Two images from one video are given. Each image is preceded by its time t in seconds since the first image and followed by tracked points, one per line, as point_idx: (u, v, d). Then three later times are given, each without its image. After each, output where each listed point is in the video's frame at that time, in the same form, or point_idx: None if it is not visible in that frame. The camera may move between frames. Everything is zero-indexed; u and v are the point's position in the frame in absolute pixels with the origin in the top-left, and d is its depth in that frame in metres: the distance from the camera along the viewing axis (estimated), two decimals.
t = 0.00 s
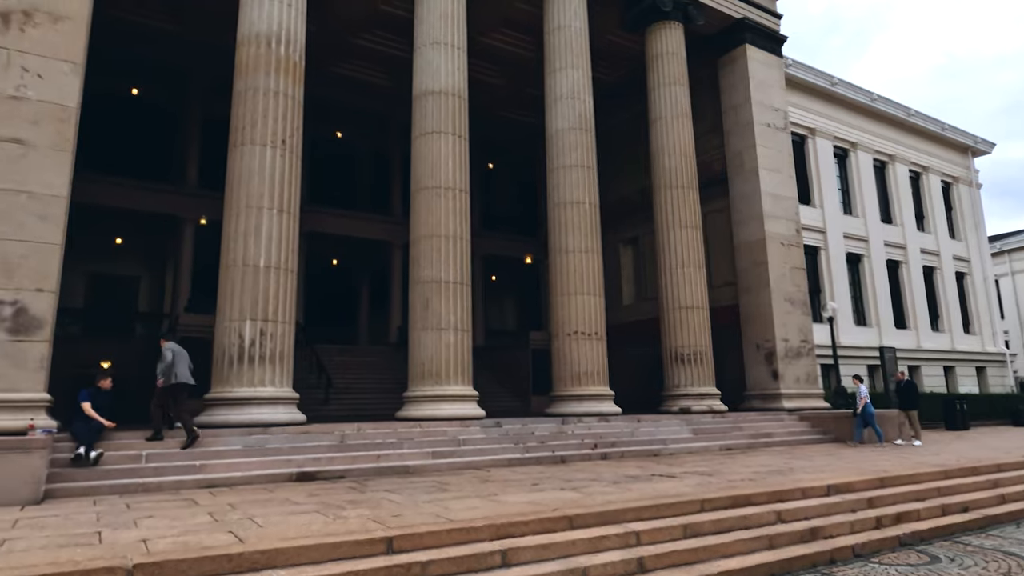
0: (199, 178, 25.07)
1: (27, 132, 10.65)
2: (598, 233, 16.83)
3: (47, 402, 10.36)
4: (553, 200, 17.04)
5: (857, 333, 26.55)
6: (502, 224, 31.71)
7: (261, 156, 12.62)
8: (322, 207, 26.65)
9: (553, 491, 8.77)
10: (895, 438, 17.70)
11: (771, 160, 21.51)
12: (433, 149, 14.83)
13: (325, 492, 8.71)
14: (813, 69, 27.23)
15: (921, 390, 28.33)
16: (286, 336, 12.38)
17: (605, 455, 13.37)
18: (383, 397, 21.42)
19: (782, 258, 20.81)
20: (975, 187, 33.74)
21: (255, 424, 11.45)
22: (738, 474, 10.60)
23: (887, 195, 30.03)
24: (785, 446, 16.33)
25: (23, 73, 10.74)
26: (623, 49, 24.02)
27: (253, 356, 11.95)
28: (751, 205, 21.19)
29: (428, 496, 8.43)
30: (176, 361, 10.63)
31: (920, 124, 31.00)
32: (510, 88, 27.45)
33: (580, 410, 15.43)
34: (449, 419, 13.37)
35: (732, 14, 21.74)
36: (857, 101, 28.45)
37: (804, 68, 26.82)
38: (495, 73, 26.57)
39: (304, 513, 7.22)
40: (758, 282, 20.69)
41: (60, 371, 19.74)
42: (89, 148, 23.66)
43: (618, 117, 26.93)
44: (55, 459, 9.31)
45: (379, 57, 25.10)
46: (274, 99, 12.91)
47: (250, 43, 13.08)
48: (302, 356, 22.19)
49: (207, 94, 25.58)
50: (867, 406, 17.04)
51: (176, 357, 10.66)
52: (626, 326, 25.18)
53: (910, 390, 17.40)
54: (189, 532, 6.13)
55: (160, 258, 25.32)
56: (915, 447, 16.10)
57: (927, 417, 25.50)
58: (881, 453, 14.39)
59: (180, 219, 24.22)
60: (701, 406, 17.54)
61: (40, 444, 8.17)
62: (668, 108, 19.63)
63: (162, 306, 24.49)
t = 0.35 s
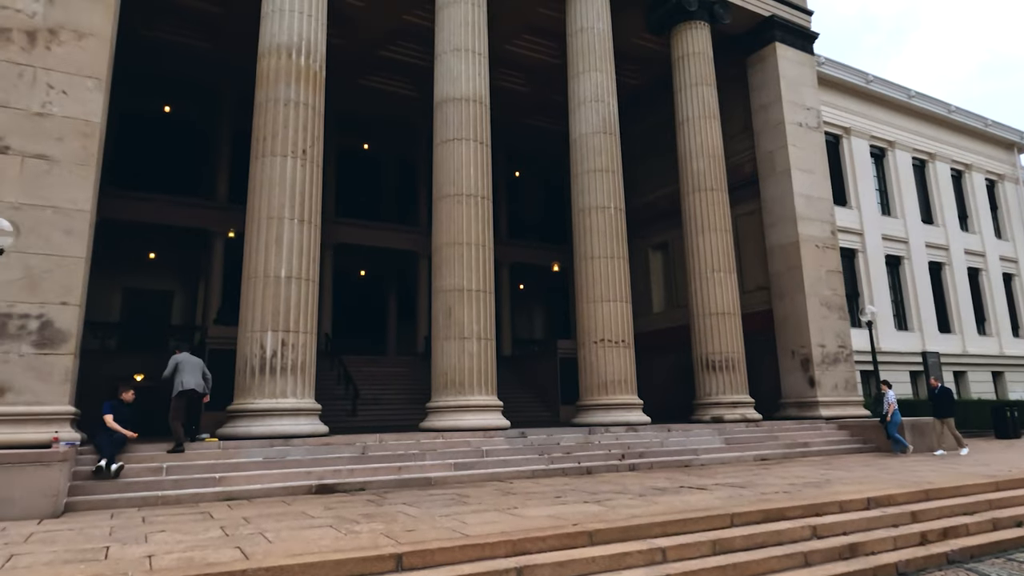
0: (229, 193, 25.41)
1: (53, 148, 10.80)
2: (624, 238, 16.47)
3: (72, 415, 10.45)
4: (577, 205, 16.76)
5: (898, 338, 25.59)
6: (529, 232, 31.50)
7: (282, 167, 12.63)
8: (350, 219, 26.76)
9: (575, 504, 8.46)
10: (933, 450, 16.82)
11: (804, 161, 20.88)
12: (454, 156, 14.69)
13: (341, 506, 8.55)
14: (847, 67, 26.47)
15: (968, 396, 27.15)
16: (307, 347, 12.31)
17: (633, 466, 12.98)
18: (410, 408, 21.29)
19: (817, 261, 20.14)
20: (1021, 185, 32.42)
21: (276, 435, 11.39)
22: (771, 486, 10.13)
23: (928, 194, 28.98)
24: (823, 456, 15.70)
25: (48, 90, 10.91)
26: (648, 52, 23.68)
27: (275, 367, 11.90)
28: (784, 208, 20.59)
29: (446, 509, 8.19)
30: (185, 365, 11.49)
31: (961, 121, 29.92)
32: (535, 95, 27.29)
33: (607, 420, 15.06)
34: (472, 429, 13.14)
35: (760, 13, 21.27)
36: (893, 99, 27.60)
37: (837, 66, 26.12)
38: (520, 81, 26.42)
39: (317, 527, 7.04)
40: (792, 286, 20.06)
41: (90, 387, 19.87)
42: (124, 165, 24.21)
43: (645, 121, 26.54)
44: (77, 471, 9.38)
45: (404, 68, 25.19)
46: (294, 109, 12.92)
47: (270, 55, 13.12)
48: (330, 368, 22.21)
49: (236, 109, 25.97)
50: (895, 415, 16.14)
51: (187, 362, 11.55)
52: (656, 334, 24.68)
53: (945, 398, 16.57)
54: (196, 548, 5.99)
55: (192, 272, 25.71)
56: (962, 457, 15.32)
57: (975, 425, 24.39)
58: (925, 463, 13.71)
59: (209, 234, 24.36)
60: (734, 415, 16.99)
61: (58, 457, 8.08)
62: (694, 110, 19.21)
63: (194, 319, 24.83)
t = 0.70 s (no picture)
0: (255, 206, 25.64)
1: (72, 163, 10.89)
2: (647, 244, 16.10)
3: (91, 428, 10.50)
4: (599, 211, 16.45)
5: (937, 344, 24.65)
6: (554, 240, 31.22)
7: (298, 179, 12.58)
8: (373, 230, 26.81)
9: (593, 520, 8.13)
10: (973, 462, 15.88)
11: (834, 162, 20.28)
12: (472, 164, 14.52)
13: (353, 522, 8.35)
14: (877, 66, 25.74)
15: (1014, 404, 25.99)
16: (325, 358, 12.20)
17: (658, 478, 12.57)
18: (434, 419, 21.07)
19: (849, 265, 19.49)
20: None
21: (293, 448, 11.28)
22: (802, 500, 9.66)
23: (966, 194, 27.98)
24: (859, 467, 15.06)
25: (68, 106, 11.02)
26: (671, 55, 23.31)
27: (292, 379, 11.81)
28: (814, 211, 19.99)
29: (459, 526, 7.94)
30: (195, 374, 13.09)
31: (999, 118, 28.89)
32: (557, 102, 27.08)
33: (632, 431, 14.66)
34: (492, 441, 12.87)
35: (785, 12, 20.80)
36: (926, 97, 26.78)
37: (866, 65, 25.44)
38: (542, 88, 26.22)
39: (324, 545, 6.85)
40: (824, 291, 19.43)
41: (119, 401, 20.05)
42: (152, 180, 24.60)
43: (669, 126, 26.12)
44: (93, 485, 9.40)
45: (425, 78, 25.21)
46: (310, 120, 12.89)
47: (286, 67, 13.12)
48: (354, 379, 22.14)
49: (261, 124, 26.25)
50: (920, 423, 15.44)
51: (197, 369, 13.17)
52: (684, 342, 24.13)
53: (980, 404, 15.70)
54: (197, 567, 5.83)
55: (220, 285, 25.95)
56: (1009, 468, 14.55)
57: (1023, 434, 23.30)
58: (968, 475, 13.03)
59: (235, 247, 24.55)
60: (765, 425, 16.45)
61: (70, 472, 8.06)
62: (718, 112, 18.79)
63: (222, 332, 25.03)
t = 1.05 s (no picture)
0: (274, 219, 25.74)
1: (82, 176, 10.94)
2: (665, 250, 15.72)
3: (100, 442, 10.42)
4: (615, 217, 16.13)
5: (972, 351, 23.77)
6: (573, 248, 30.88)
7: (308, 188, 12.47)
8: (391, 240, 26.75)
9: (604, 537, 7.79)
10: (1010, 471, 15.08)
11: (859, 164, 19.73)
12: (484, 171, 14.30)
13: (357, 539, 8.11)
14: (903, 65, 25.08)
15: None
16: (335, 369, 12.03)
17: (678, 492, 12.14)
18: (453, 430, 20.80)
19: (876, 270, 18.88)
20: None
21: (303, 461, 11.09)
22: (828, 515, 9.18)
23: (999, 196, 27.06)
24: (891, 480, 14.43)
25: (78, 120, 11.10)
26: (688, 58, 22.97)
27: (302, 391, 11.64)
28: (838, 214, 19.42)
29: (464, 543, 7.65)
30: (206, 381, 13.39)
31: None
32: (575, 109, 26.84)
33: (651, 442, 14.23)
34: (507, 453, 12.56)
35: (804, 12, 20.33)
36: (955, 96, 26.03)
37: (891, 64, 24.82)
38: (559, 95, 26.00)
39: (321, 563, 6.62)
40: (851, 297, 18.81)
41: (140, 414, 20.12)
42: (173, 194, 24.82)
43: (689, 131, 25.70)
44: (98, 501, 9.21)
45: (441, 88, 25.17)
46: (320, 129, 12.80)
47: (295, 76, 13.05)
48: (373, 391, 21.98)
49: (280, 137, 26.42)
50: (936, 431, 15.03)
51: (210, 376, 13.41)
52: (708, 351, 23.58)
53: (1011, 415, 14.59)
54: None
55: (241, 297, 26.05)
56: None
57: None
58: (1007, 488, 12.37)
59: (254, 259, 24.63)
60: (790, 436, 15.89)
61: (72, 486, 7.99)
62: (736, 115, 18.40)
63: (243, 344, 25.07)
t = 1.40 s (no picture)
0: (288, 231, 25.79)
1: (91, 189, 10.97)
2: (679, 258, 15.44)
3: (107, 455, 10.34)
4: (627, 224, 15.89)
5: (999, 358, 23.08)
6: (587, 257, 30.66)
7: (316, 198, 12.39)
8: (404, 251, 26.70)
9: (615, 553, 7.51)
10: None
11: (879, 167, 19.32)
12: (493, 179, 14.13)
13: (361, 554, 7.91)
14: (922, 67, 24.63)
15: None
16: (343, 381, 11.89)
17: (695, 505, 11.80)
18: (466, 442, 20.56)
19: (898, 275, 18.42)
20: None
21: (310, 474, 10.93)
22: (850, 530, 8.81)
23: None
24: (916, 492, 13.94)
25: (87, 132, 11.14)
26: (701, 63, 22.72)
27: (309, 403, 11.50)
28: (858, 219, 18.99)
29: (470, 559, 7.42)
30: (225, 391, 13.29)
31: None
32: (588, 117, 26.67)
33: (666, 454, 13.89)
34: (518, 465, 12.31)
35: (819, 14, 20.01)
36: (977, 98, 25.48)
37: (910, 67, 24.37)
38: (572, 103, 25.87)
39: None
40: (872, 304, 18.33)
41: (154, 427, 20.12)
42: (188, 207, 24.98)
43: (704, 137, 25.41)
44: (103, 514, 9.16)
45: (453, 98, 25.16)
46: (328, 138, 12.74)
47: (304, 86, 13.02)
48: (386, 402, 21.83)
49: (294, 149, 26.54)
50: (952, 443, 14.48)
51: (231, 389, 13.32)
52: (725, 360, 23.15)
53: None
54: None
55: (255, 308, 26.09)
56: None
57: None
58: None
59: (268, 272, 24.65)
60: (811, 447, 15.46)
61: (73, 500, 7.90)
62: (751, 119, 18.11)
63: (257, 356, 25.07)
